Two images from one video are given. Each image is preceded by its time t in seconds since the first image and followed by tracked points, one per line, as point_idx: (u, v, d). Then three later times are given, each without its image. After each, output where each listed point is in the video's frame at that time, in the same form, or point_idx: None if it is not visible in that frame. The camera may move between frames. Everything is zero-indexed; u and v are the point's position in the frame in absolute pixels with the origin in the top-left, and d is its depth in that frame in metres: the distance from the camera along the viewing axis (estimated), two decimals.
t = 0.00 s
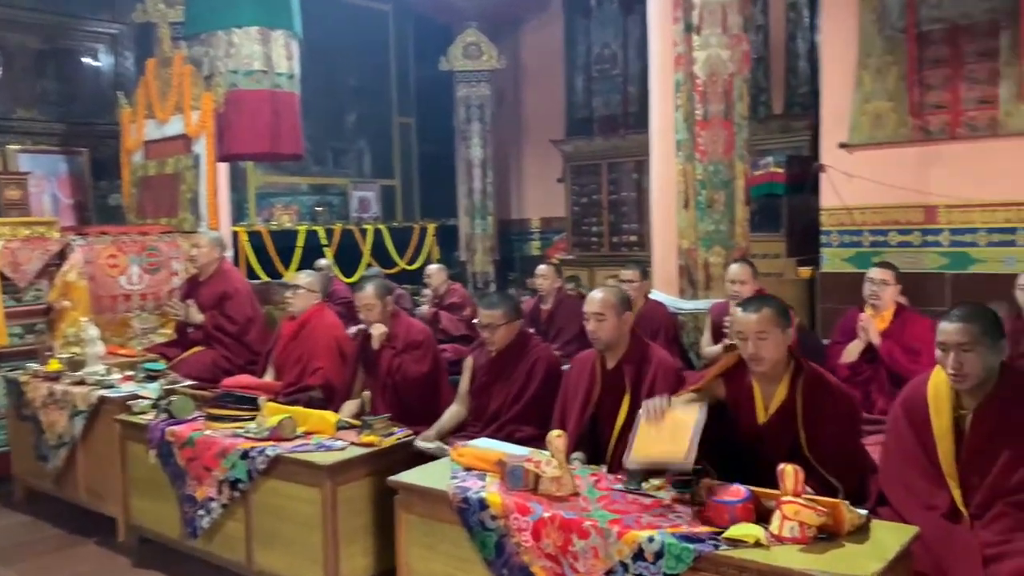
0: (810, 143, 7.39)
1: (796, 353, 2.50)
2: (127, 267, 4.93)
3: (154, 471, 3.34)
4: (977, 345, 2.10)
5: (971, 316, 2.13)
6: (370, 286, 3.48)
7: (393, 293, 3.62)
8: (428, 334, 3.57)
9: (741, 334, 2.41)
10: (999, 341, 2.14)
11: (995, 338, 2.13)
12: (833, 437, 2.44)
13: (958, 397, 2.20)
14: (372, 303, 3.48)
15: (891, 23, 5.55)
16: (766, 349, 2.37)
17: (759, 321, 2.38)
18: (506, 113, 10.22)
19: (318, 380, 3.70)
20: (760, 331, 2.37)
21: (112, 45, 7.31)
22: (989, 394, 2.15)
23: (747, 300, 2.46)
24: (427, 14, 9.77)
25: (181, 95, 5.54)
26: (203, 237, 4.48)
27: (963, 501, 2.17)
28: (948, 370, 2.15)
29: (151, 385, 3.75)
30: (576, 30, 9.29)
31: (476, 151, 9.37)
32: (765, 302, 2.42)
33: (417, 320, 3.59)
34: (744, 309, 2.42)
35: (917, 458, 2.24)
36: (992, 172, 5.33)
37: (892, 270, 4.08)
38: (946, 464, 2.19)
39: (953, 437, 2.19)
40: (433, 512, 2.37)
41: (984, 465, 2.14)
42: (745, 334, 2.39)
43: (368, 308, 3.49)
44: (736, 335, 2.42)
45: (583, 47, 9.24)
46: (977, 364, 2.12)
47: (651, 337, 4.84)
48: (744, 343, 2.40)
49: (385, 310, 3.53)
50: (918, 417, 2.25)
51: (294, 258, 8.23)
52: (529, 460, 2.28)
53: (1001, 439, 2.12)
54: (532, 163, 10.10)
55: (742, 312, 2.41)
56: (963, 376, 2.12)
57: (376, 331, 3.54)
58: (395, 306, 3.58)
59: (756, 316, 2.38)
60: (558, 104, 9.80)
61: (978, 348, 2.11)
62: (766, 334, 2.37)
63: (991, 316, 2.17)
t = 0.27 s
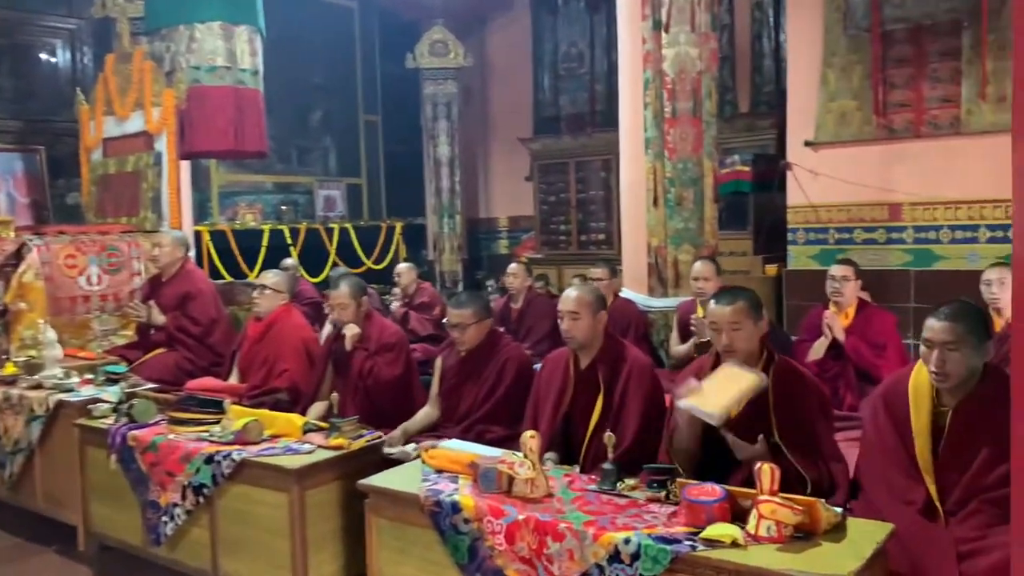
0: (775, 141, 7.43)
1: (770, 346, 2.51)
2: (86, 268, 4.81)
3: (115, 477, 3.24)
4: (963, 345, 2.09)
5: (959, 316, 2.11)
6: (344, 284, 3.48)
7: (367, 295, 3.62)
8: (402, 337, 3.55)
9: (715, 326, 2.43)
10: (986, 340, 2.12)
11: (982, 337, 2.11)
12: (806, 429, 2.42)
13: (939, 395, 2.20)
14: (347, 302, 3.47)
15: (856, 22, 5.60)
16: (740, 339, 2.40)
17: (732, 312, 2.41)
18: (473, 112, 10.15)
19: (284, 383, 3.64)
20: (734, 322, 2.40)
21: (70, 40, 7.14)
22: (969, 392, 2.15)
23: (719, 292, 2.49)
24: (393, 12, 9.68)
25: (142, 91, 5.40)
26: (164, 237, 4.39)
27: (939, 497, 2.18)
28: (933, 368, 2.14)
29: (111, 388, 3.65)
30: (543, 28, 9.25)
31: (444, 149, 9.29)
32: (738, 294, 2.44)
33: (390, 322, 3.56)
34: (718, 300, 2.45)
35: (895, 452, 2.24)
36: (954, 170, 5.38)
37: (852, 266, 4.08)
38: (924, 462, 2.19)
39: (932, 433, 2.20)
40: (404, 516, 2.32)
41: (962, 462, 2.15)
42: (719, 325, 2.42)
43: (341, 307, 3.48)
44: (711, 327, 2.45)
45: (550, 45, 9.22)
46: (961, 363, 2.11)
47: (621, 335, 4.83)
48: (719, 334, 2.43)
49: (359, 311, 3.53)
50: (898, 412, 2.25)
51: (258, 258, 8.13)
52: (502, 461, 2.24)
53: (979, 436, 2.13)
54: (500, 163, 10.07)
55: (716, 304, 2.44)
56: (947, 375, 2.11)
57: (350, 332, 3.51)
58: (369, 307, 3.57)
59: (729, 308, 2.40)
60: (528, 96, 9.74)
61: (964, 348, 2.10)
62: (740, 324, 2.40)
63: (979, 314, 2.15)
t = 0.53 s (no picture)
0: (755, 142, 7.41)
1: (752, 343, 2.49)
2: (58, 268, 4.71)
3: (86, 483, 3.16)
4: (952, 345, 2.07)
5: (948, 316, 2.09)
6: (328, 285, 3.40)
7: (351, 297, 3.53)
8: (383, 342, 3.47)
9: (699, 328, 2.38)
10: (976, 343, 2.09)
11: (971, 339, 2.08)
12: (792, 427, 2.40)
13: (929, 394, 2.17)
14: (331, 303, 3.40)
15: (836, 23, 5.48)
16: (725, 341, 2.35)
17: (717, 312, 2.36)
18: (454, 111, 10.08)
19: (259, 385, 3.58)
20: (719, 322, 2.35)
21: (43, 38, 7.00)
22: (957, 394, 2.10)
23: (700, 291, 2.43)
24: (373, 10, 9.59)
25: (115, 89, 5.16)
26: (138, 237, 4.31)
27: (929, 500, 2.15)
28: (919, 367, 2.12)
29: (82, 391, 3.56)
30: (524, 27, 9.21)
31: (424, 149, 9.22)
32: (720, 294, 2.40)
33: (374, 326, 3.50)
34: (700, 300, 2.39)
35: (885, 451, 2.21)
36: (933, 169, 5.39)
37: (831, 265, 4.04)
38: (918, 459, 2.15)
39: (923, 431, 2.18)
40: (382, 522, 2.26)
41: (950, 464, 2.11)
42: (703, 327, 2.36)
43: (324, 309, 3.41)
44: (694, 329, 2.39)
45: (531, 45, 9.17)
46: (949, 364, 2.08)
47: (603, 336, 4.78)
48: (702, 336, 2.37)
49: (342, 313, 3.45)
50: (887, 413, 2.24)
51: (236, 258, 8.05)
52: (482, 464, 2.19)
53: (968, 437, 2.10)
54: (481, 163, 10.00)
55: (698, 304, 2.38)
56: (933, 376, 2.09)
57: (331, 335, 3.45)
58: (353, 309, 3.49)
59: (713, 309, 2.36)
60: (509, 98, 9.67)
61: (952, 349, 2.07)
62: (725, 325, 2.35)
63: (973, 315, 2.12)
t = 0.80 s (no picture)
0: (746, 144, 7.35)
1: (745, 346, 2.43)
2: (37, 269, 4.62)
3: (62, 490, 3.07)
4: (943, 346, 2.03)
5: (940, 316, 2.06)
6: (317, 288, 3.31)
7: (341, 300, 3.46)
8: (372, 347, 3.45)
9: (692, 339, 2.31)
10: (972, 345, 2.05)
11: (968, 341, 2.04)
12: (785, 435, 2.33)
13: (925, 399, 2.12)
14: (319, 307, 3.31)
15: (829, 24, 5.44)
16: (719, 352, 2.29)
17: (712, 325, 2.28)
18: (444, 112, 10.01)
19: (243, 390, 3.51)
20: (714, 335, 2.28)
21: (28, 36, 6.89)
22: (957, 398, 2.07)
23: (693, 298, 2.34)
24: (363, 11, 9.51)
25: (98, 87, 5.09)
26: (120, 238, 4.21)
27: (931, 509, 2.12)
28: (911, 368, 2.09)
29: (60, 396, 3.47)
30: (516, 28, 9.16)
31: (415, 150, 9.13)
32: (714, 302, 2.31)
33: (363, 332, 3.47)
34: (694, 309, 2.31)
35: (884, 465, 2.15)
36: (926, 172, 5.35)
37: (828, 267, 3.97)
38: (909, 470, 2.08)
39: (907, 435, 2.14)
40: (364, 534, 2.19)
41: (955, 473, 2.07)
42: (697, 339, 2.29)
43: (312, 312, 3.31)
44: (688, 340, 2.32)
45: (523, 46, 9.11)
46: (942, 366, 2.04)
47: (594, 340, 4.71)
48: (697, 347, 2.31)
49: (331, 318, 3.38)
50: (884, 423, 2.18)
51: (224, 260, 7.96)
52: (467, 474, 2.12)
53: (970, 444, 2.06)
54: (473, 165, 9.90)
55: (692, 313, 2.30)
56: (923, 377, 2.06)
57: (307, 350, 3.39)
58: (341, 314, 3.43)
59: (708, 320, 2.28)
60: (501, 100, 9.58)
61: (944, 350, 2.03)
62: (721, 337, 2.28)
63: (970, 319, 2.07)
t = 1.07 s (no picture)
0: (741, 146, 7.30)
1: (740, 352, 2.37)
2: (23, 273, 4.53)
3: (43, 499, 3.00)
4: (939, 354, 1.97)
5: (936, 321, 1.99)
6: (304, 293, 3.28)
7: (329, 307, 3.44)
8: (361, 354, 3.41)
9: (682, 348, 2.25)
10: (971, 352, 1.98)
11: (965, 348, 1.97)
12: (780, 445, 2.28)
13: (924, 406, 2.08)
14: (305, 314, 3.29)
15: (824, 26, 5.33)
16: (709, 363, 2.23)
17: (703, 334, 2.22)
18: (438, 115, 9.95)
19: (230, 395, 3.49)
20: (704, 345, 2.22)
21: (17, 36, 6.80)
22: (957, 406, 2.02)
23: (685, 306, 2.28)
24: (356, 12, 9.45)
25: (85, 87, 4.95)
26: (106, 241, 4.14)
27: (930, 520, 2.07)
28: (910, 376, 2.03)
29: (42, 403, 3.40)
30: (509, 30, 9.11)
31: (408, 152, 9.07)
32: (705, 311, 2.24)
33: (351, 338, 3.43)
34: (686, 318, 2.24)
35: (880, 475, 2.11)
36: (921, 175, 5.31)
37: (828, 274, 3.96)
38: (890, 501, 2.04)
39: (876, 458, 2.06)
40: (348, 547, 2.13)
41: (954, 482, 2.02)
42: (687, 348, 2.23)
43: (299, 319, 3.29)
44: (679, 349, 2.27)
45: (517, 48, 9.06)
46: (939, 373, 1.99)
47: (587, 345, 4.66)
48: (688, 357, 2.25)
49: (319, 323, 3.36)
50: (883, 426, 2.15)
51: (215, 262, 7.90)
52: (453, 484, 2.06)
53: (970, 454, 2.01)
54: (467, 167, 9.81)
55: (682, 322, 2.24)
56: (920, 385, 2.01)
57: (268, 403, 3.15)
58: (328, 320, 3.42)
59: (698, 330, 2.21)
60: (495, 102, 9.50)
61: (941, 357, 1.97)
62: (711, 347, 2.22)
63: (969, 323, 2.00)
